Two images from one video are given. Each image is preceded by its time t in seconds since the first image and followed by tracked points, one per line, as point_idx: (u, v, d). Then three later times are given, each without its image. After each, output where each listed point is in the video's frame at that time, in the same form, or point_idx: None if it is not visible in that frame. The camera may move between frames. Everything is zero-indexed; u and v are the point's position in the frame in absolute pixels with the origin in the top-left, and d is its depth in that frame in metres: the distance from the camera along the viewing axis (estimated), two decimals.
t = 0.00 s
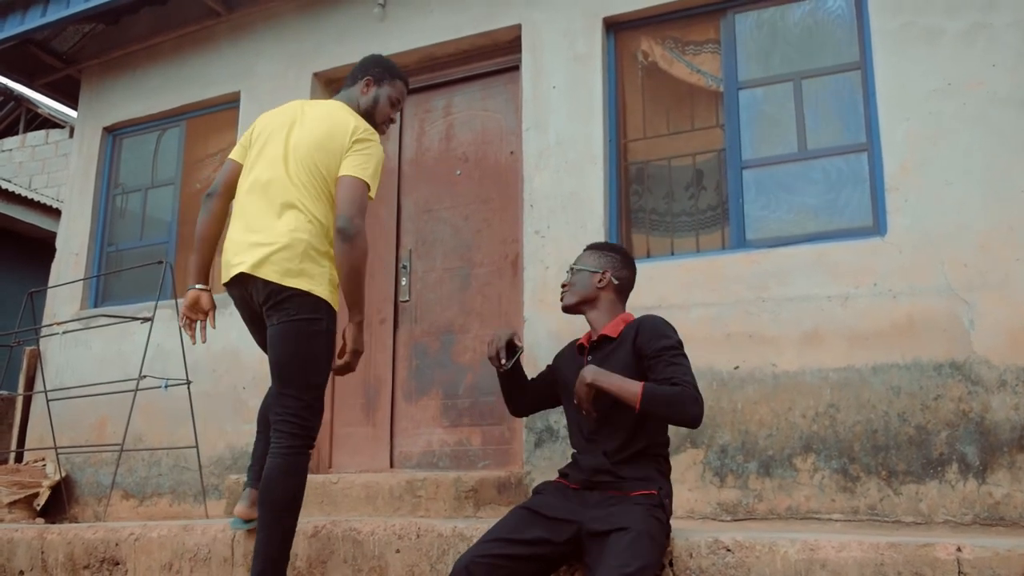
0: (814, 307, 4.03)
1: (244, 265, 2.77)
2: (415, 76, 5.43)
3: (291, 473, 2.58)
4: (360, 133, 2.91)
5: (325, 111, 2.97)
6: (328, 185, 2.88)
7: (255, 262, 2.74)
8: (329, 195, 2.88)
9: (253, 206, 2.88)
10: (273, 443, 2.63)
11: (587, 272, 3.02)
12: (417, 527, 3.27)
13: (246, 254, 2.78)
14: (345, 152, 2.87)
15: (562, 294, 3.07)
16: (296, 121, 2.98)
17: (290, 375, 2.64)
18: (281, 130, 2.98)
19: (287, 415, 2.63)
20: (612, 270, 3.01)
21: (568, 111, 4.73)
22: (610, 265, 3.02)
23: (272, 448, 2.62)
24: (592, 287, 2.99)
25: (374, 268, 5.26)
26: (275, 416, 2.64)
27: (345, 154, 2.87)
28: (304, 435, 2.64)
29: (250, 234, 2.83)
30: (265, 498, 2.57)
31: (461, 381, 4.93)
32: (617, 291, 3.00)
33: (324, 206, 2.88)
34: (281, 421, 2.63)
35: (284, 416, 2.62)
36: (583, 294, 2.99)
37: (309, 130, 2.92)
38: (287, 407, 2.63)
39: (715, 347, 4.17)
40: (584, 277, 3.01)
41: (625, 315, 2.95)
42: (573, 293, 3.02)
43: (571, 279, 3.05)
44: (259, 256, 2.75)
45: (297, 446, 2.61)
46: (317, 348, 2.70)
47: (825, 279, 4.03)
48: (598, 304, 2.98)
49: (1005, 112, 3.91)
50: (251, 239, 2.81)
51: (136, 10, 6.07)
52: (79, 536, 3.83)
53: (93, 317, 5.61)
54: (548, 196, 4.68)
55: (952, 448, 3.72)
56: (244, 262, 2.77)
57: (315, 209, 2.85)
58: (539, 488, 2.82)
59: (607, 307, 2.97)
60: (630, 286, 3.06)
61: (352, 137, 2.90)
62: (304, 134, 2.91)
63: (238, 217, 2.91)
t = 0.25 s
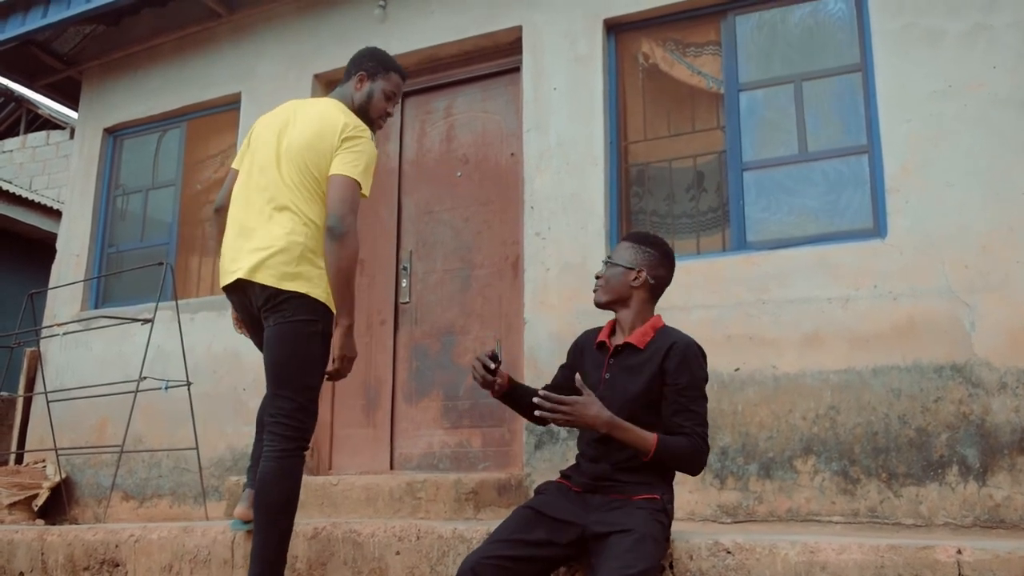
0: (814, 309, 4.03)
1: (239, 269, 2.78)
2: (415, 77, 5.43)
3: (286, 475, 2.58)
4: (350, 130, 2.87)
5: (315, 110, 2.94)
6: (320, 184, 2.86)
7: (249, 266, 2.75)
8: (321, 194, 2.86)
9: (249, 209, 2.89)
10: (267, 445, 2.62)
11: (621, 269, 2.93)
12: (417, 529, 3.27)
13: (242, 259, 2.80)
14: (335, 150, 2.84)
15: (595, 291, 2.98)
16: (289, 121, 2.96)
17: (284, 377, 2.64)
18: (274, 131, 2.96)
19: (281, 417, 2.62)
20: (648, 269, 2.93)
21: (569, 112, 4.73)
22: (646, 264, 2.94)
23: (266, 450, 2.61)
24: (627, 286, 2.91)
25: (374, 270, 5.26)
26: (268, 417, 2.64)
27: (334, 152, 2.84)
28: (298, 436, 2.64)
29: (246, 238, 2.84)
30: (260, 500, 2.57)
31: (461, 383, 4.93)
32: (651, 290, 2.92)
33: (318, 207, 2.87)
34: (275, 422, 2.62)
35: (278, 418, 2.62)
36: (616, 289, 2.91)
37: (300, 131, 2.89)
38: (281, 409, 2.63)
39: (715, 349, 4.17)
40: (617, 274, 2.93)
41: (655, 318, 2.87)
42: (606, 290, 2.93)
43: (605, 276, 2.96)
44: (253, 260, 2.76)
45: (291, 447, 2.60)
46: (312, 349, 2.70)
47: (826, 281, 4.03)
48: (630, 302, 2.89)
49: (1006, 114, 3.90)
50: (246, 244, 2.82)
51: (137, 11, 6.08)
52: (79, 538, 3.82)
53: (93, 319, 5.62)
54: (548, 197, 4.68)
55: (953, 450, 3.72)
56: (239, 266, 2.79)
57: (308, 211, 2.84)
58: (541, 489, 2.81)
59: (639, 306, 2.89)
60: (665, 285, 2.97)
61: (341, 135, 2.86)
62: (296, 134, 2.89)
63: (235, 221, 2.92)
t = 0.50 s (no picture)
0: (812, 315, 4.03)
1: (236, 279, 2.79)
2: (414, 84, 5.44)
3: (284, 482, 2.58)
4: (343, 135, 2.85)
5: (308, 114, 2.93)
6: (315, 190, 2.86)
7: (246, 275, 2.76)
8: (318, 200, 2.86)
9: (244, 216, 2.89)
10: (265, 452, 2.62)
11: (611, 291, 2.79)
12: (415, 535, 3.27)
13: (238, 268, 2.81)
14: (329, 156, 2.83)
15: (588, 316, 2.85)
16: (283, 126, 2.95)
17: (283, 384, 2.64)
18: (269, 136, 2.95)
19: (280, 423, 2.62)
20: (635, 278, 2.81)
21: (568, 118, 4.74)
22: (633, 274, 2.81)
23: (265, 457, 2.61)
24: (624, 307, 2.79)
25: (373, 276, 5.26)
26: (267, 424, 2.64)
27: (329, 158, 2.83)
28: (297, 444, 2.63)
29: (242, 246, 2.84)
30: (258, 508, 2.56)
31: (460, 389, 4.93)
32: (643, 296, 2.83)
33: (314, 213, 2.87)
34: (274, 429, 2.62)
35: (277, 426, 2.62)
36: (612, 310, 2.80)
37: (293, 136, 2.88)
38: (280, 416, 2.63)
39: (714, 355, 4.18)
40: (610, 297, 2.79)
41: (654, 325, 2.83)
42: (602, 315, 2.81)
43: (597, 300, 2.81)
44: (250, 269, 2.76)
45: (290, 455, 2.60)
46: (312, 357, 2.70)
47: (824, 287, 4.04)
48: (630, 320, 2.81)
49: (1004, 121, 3.91)
50: (244, 252, 2.82)
51: (136, 17, 6.09)
52: (76, 544, 3.82)
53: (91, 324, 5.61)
54: (547, 203, 4.69)
55: (951, 456, 3.72)
56: (236, 275, 2.80)
57: (304, 218, 2.85)
58: (538, 497, 2.80)
59: (638, 319, 2.82)
60: (651, 281, 2.88)
61: (335, 140, 2.85)
62: (290, 140, 2.88)
63: (230, 228, 2.93)
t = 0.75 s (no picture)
0: (816, 313, 4.03)
1: (242, 280, 2.79)
2: (416, 83, 5.44)
3: (289, 482, 2.58)
4: (344, 134, 2.86)
5: (308, 113, 2.93)
6: (317, 189, 2.86)
7: (252, 277, 2.75)
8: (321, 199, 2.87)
9: (247, 218, 2.90)
10: (270, 452, 2.62)
11: (593, 295, 2.78)
12: (419, 534, 3.27)
13: (244, 270, 2.81)
14: (331, 155, 2.83)
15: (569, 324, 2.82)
16: (283, 126, 2.95)
17: (289, 384, 2.64)
18: (269, 137, 2.95)
19: (284, 423, 2.62)
20: (612, 279, 2.83)
21: (570, 117, 4.74)
22: (610, 275, 2.83)
23: (269, 457, 2.61)
24: (607, 308, 2.80)
25: (376, 276, 5.26)
26: (272, 424, 2.64)
27: (330, 157, 2.83)
28: (302, 443, 2.64)
29: (246, 247, 2.85)
30: (263, 508, 2.56)
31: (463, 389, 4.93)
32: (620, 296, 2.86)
33: (317, 212, 2.87)
34: (279, 429, 2.62)
35: (281, 425, 2.62)
36: (595, 313, 2.80)
37: (294, 136, 2.88)
38: (285, 416, 2.63)
39: (717, 354, 4.18)
40: (594, 301, 2.78)
41: (630, 321, 2.87)
42: (586, 319, 2.80)
43: (580, 306, 2.79)
44: (255, 270, 2.76)
45: (295, 455, 2.61)
46: (318, 356, 2.70)
47: (827, 286, 4.03)
48: (613, 321, 2.83)
49: (1006, 118, 3.91)
50: (250, 253, 2.82)
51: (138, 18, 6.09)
52: (81, 544, 3.82)
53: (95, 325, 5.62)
54: (550, 202, 4.69)
55: (955, 454, 3.72)
56: (241, 277, 2.80)
57: (308, 218, 2.85)
58: (536, 503, 2.80)
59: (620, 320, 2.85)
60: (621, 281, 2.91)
61: (336, 139, 2.85)
62: (290, 140, 2.88)
63: (233, 230, 2.93)
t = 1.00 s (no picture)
0: (815, 312, 4.03)
1: (240, 281, 2.79)
2: (415, 83, 5.43)
3: (287, 483, 2.58)
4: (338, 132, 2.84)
5: (303, 113, 2.91)
6: (314, 188, 2.85)
7: (250, 277, 2.75)
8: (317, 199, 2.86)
9: (245, 218, 2.90)
10: (268, 452, 2.62)
11: (597, 297, 2.78)
12: (418, 534, 3.27)
13: (242, 270, 2.81)
14: (326, 154, 2.82)
15: (570, 325, 2.80)
16: (280, 125, 2.94)
17: (288, 384, 2.64)
18: (266, 136, 2.95)
19: (283, 423, 2.62)
20: (615, 281, 2.82)
21: (570, 116, 4.74)
22: (612, 277, 2.82)
23: (267, 457, 2.60)
24: (609, 310, 2.80)
25: (375, 275, 5.26)
26: (271, 424, 2.63)
27: (325, 156, 2.82)
28: (300, 444, 2.63)
29: (244, 247, 2.85)
30: (261, 508, 2.56)
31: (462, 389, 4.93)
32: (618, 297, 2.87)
33: (314, 212, 2.86)
34: (277, 429, 2.62)
35: (280, 426, 2.61)
36: (600, 314, 2.79)
37: (289, 136, 2.87)
38: (283, 416, 2.62)
39: (716, 353, 4.17)
40: (598, 303, 2.78)
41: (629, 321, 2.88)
42: (589, 321, 2.79)
43: (584, 308, 2.77)
44: (253, 271, 2.76)
45: (293, 455, 2.60)
46: (317, 357, 2.70)
47: (827, 285, 4.03)
48: (614, 321, 2.83)
49: (1006, 118, 3.91)
50: (248, 253, 2.82)
51: (137, 17, 6.09)
52: (80, 544, 3.82)
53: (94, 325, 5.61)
54: (549, 202, 4.69)
55: (955, 454, 3.72)
56: (239, 277, 2.80)
57: (305, 217, 2.84)
58: (537, 503, 2.79)
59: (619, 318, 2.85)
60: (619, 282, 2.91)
61: (331, 138, 2.84)
62: (286, 140, 2.87)
63: (232, 230, 2.93)
